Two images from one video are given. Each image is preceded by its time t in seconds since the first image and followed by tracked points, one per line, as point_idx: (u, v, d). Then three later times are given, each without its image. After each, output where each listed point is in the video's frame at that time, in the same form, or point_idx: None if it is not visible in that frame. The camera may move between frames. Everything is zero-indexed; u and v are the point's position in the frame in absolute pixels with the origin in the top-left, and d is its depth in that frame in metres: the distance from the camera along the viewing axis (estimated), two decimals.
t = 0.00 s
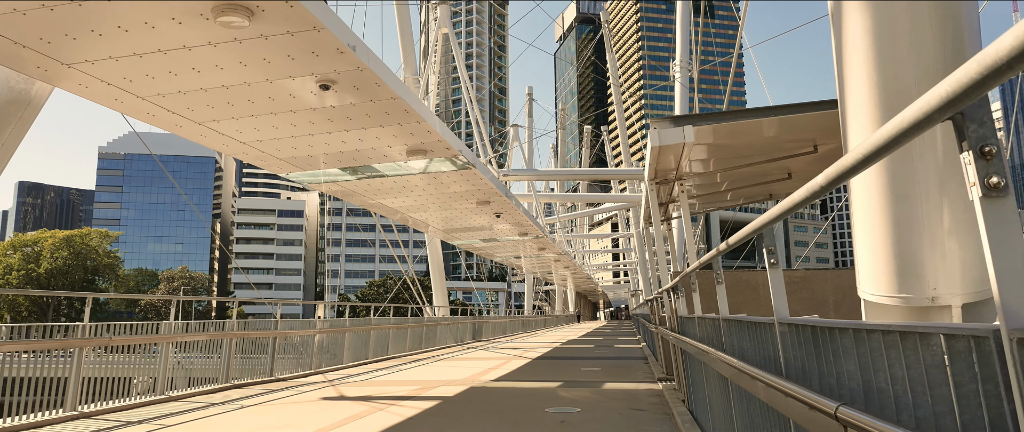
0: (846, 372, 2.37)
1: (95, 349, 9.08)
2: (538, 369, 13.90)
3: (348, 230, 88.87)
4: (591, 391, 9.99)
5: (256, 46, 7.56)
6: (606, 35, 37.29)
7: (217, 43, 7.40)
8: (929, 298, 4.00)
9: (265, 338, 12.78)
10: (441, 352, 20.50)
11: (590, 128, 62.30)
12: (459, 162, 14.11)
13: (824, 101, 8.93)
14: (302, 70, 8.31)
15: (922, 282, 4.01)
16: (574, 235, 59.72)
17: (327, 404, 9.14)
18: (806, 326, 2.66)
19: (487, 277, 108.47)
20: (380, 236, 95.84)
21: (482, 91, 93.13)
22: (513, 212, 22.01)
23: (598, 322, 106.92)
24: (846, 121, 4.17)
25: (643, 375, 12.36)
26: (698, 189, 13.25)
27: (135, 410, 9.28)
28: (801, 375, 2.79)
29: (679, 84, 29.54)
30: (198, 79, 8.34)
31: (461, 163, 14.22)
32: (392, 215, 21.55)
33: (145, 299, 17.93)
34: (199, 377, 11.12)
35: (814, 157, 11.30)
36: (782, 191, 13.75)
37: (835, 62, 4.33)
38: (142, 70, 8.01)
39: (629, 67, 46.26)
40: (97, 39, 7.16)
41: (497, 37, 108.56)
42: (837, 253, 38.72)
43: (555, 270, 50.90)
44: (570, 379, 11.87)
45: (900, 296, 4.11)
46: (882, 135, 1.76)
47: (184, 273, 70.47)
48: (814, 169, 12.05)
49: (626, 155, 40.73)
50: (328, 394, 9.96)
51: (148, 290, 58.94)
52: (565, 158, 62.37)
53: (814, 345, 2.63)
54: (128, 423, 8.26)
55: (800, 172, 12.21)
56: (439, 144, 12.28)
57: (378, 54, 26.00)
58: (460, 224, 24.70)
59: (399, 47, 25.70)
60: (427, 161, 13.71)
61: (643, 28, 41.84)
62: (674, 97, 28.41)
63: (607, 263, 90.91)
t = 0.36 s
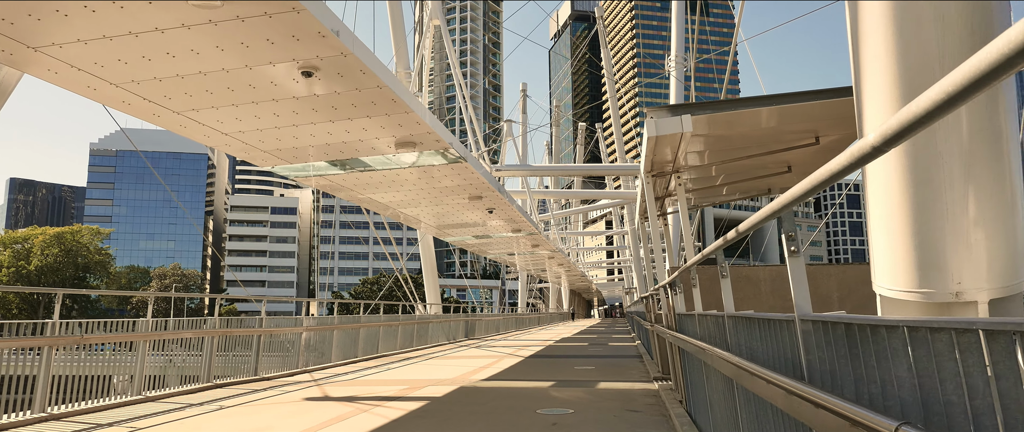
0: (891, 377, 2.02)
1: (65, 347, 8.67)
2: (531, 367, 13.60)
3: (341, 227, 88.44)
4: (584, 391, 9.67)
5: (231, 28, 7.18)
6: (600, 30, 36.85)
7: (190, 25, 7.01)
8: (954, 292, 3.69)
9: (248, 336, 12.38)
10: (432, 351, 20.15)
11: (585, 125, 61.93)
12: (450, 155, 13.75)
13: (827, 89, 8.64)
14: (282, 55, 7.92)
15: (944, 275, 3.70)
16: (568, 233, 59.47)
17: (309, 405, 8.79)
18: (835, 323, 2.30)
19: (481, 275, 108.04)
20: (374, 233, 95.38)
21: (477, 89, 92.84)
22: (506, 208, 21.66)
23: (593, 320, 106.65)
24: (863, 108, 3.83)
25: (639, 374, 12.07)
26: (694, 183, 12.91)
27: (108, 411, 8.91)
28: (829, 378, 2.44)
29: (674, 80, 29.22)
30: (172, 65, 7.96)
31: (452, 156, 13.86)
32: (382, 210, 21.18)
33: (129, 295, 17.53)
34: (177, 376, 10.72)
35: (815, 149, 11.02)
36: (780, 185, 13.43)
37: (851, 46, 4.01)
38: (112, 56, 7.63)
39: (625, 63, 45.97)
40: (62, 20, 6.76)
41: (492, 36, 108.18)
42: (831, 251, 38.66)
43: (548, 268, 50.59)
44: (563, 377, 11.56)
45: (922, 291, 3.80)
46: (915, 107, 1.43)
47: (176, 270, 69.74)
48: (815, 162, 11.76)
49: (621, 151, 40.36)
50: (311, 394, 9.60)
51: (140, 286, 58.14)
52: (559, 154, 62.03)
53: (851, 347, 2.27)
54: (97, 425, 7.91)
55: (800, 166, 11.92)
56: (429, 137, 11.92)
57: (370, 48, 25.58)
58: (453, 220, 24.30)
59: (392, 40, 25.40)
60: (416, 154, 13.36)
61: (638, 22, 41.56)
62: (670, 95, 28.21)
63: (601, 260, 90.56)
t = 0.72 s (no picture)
0: (960, 386, 1.65)
1: (39, 346, 8.31)
2: (527, 366, 13.25)
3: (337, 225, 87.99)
4: (581, 392, 9.31)
5: (210, 11, 6.80)
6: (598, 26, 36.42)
7: (167, 8, 6.65)
8: (991, 286, 3.34)
9: (235, 333, 12.01)
10: (427, 350, 19.77)
11: (582, 122, 61.48)
12: (443, 148, 13.36)
13: (833, 77, 8.29)
14: (266, 41, 7.55)
15: (980, 268, 3.36)
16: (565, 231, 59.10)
17: (295, 407, 8.43)
18: (879, 320, 1.92)
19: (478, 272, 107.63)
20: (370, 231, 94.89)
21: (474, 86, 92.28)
22: (501, 204, 21.27)
23: (590, 319, 106.22)
24: (887, 84, 3.84)
25: (637, 373, 11.74)
26: (694, 178, 12.58)
27: (85, 413, 8.56)
28: (872, 386, 2.07)
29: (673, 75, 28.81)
30: (150, 51, 7.59)
31: (445, 150, 13.49)
32: (376, 207, 20.77)
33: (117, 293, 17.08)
34: (161, 374, 10.38)
35: (819, 141, 10.66)
36: (783, 179, 13.07)
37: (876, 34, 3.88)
38: (87, 42, 7.30)
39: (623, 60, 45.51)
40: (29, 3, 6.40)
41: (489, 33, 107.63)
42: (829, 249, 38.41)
43: (545, 266, 50.20)
44: (559, 377, 11.20)
45: (954, 288, 3.45)
46: (993, 55, 1.12)
47: (172, 267, 69.29)
48: (820, 155, 11.41)
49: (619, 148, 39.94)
50: (298, 395, 9.25)
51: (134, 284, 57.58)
52: (556, 152, 61.62)
53: (905, 350, 1.88)
54: (70, 429, 7.54)
55: (804, 159, 11.58)
56: (422, 129, 11.54)
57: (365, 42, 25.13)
58: (448, 216, 23.88)
59: (386, 34, 24.97)
60: (408, 147, 12.99)
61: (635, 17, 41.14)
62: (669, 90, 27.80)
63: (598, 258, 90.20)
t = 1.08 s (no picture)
0: None
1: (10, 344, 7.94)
2: (522, 365, 12.92)
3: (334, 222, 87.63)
4: (578, 393, 8.97)
5: None
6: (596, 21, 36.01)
7: None
8: None
9: (221, 332, 11.66)
10: (421, 348, 19.46)
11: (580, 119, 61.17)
12: (436, 142, 13.01)
13: (844, 65, 7.95)
14: (247, 27, 7.20)
15: (1019, 264, 3.07)
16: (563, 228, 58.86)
17: (280, 409, 8.09)
18: (938, 325, 1.64)
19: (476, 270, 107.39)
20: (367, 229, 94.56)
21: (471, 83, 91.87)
22: (497, 200, 20.92)
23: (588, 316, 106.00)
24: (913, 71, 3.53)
25: (635, 372, 11.41)
26: (693, 172, 12.27)
27: (61, 417, 8.20)
28: (923, 397, 1.77)
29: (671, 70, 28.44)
30: (127, 37, 7.24)
31: (438, 143, 13.13)
32: (369, 202, 20.42)
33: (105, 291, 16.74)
34: (143, 373, 10.01)
35: (824, 133, 10.32)
36: (786, 172, 12.74)
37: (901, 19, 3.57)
38: (59, 28, 6.95)
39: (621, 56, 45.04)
40: None
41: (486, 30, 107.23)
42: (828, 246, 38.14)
43: (543, 262, 49.89)
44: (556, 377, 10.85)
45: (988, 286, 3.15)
46: None
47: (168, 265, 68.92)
48: (824, 147, 11.07)
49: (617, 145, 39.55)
50: (284, 397, 8.90)
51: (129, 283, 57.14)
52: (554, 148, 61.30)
53: (980, 364, 1.59)
54: None
55: (808, 151, 11.24)
56: (414, 121, 11.18)
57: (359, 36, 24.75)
58: (443, 213, 23.53)
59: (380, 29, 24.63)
60: (400, 141, 12.64)
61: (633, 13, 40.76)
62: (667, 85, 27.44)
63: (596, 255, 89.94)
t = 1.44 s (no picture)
0: None
1: None
2: (516, 365, 12.55)
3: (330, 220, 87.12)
4: (572, 395, 8.60)
5: None
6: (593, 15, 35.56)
7: None
8: None
9: (203, 333, 11.27)
10: (414, 347, 19.06)
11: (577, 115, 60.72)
12: (427, 135, 12.62)
13: (850, 51, 7.60)
14: (222, 10, 6.81)
15: None
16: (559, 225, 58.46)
17: (260, 413, 7.72)
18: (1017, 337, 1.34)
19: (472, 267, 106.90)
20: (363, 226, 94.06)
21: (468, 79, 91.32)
22: (492, 196, 20.49)
23: (585, 313, 105.57)
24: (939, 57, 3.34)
25: (631, 372, 11.05)
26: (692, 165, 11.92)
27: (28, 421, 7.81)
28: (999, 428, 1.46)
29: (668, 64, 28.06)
30: (94, 21, 6.85)
31: (428, 136, 12.74)
32: (361, 199, 20.01)
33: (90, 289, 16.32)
34: (120, 375, 9.58)
35: (827, 125, 9.96)
36: (787, 166, 12.38)
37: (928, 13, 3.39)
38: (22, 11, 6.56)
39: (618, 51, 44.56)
40: None
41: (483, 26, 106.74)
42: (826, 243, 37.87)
43: (539, 260, 49.44)
44: (550, 378, 10.48)
45: None
46: None
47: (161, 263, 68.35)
48: (827, 139, 10.72)
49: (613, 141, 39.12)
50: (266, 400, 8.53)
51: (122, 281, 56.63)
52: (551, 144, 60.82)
53: None
54: None
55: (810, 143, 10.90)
56: (402, 113, 10.79)
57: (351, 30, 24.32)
58: (437, 209, 23.08)
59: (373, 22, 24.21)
60: (390, 134, 12.26)
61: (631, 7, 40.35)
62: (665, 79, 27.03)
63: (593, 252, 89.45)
